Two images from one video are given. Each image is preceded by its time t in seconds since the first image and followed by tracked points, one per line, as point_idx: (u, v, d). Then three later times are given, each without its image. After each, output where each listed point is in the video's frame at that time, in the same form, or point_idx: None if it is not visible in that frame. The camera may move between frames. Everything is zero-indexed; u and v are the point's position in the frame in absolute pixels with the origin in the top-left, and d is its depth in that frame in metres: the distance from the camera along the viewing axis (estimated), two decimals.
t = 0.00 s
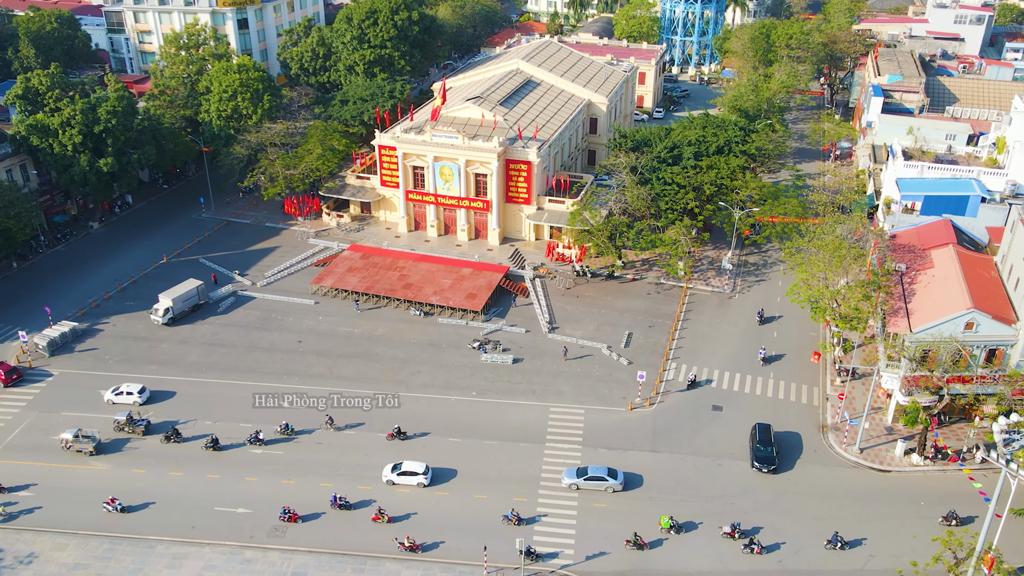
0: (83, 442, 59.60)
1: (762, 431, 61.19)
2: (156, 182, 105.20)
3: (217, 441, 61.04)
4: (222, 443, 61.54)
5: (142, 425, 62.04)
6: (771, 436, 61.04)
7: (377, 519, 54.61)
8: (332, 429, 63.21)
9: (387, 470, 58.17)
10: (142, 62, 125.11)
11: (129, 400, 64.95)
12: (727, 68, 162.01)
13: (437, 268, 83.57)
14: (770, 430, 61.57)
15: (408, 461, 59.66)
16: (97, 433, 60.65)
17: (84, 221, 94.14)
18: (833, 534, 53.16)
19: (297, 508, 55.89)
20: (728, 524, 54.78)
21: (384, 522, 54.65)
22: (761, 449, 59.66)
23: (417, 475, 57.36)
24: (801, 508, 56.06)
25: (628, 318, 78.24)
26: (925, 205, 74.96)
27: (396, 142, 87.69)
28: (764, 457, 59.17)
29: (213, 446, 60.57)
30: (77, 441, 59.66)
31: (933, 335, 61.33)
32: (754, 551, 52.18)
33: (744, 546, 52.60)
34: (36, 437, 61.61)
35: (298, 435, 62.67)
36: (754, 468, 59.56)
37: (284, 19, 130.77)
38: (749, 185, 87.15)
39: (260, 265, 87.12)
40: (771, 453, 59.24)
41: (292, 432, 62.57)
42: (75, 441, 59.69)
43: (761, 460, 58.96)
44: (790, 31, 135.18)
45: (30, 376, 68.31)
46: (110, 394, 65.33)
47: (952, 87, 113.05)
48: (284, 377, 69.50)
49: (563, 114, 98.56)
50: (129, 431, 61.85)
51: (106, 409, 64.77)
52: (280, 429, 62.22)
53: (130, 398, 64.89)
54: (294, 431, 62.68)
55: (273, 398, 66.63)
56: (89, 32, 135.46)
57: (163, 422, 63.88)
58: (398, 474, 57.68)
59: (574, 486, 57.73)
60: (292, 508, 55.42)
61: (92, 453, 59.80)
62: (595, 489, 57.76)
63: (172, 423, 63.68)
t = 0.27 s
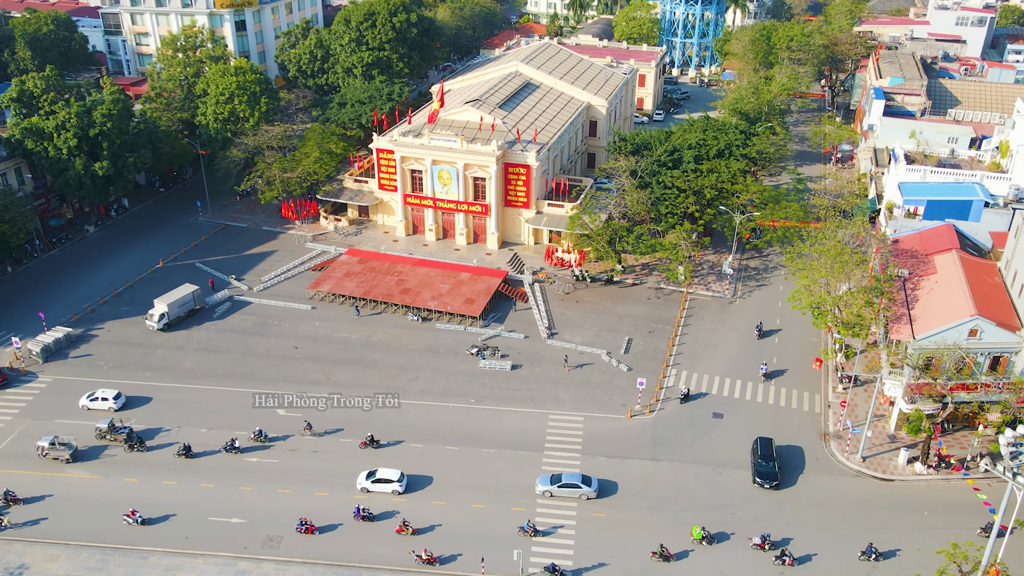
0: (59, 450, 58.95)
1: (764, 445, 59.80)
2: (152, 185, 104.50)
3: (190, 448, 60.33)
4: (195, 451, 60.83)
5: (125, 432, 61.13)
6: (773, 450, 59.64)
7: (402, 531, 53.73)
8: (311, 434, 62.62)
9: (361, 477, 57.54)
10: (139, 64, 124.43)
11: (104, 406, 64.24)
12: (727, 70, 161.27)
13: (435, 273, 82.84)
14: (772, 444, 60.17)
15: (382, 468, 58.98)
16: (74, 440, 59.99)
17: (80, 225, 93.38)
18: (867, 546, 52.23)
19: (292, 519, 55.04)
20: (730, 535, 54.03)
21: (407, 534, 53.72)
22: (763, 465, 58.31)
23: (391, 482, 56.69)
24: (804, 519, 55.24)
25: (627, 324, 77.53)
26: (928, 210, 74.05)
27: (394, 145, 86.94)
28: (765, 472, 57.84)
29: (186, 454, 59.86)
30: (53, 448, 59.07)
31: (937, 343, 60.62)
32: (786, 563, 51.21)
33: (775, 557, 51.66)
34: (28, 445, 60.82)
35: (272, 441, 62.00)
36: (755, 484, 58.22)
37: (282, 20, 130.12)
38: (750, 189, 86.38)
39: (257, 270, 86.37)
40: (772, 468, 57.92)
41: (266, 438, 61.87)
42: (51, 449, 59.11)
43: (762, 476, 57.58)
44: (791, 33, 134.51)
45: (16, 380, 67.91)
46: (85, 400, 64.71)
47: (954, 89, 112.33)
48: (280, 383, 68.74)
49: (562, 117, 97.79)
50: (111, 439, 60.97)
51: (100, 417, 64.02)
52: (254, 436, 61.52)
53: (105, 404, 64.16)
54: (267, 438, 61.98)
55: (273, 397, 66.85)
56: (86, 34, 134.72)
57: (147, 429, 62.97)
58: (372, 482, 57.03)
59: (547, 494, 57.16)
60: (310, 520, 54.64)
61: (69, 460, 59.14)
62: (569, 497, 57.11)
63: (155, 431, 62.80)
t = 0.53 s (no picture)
0: (34, 465, 58.04)
1: (766, 467, 58.12)
2: (149, 196, 103.93)
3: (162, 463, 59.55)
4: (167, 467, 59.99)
5: (106, 447, 60.30)
6: (776, 472, 57.92)
7: (425, 550, 52.61)
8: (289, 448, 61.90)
9: (335, 492, 56.79)
10: (137, 74, 124.13)
11: (78, 420, 63.57)
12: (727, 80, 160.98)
13: (433, 285, 82.14)
14: (775, 465, 58.43)
15: (356, 482, 58.23)
16: (50, 456, 59.12)
17: (76, 236, 92.69)
18: (906, 565, 51.19)
19: (287, 536, 54.14)
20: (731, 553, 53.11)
21: (432, 554, 52.61)
22: (765, 487, 56.64)
23: (365, 498, 55.90)
24: (807, 536, 54.30)
25: (627, 337, 76.77)
26: (930, 222, 73.37)
27: (391, 156, 86.34)
28: (768, 495, 56.13)
29: (158, 470, 59.05)
30: (28, 464, 58.14)
31: (941, 358, 59.83)
32: None
33: None
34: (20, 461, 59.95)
35: (245, 455, 61.28)
36: (757, 507, 56.61)
37: (280, 31, 129.90)
38: (750, 201, 85.75)
39: (254, 282, 85.66)
40: (776, 492, 56.17)
41: (239, 452, 61.12)
42: (26, 465, 58.17)
43: (765, 500, 55.91)
44: (790, 44, 134.31)
45: None
46: (60, 413, 64.04)
47: (955, 100, 111.90)
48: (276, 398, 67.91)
49: (561, 128, 97.24)
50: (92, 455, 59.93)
51: (93, 432, 63.16)
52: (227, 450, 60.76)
53: (80, 418, 63.50)
54: (241, 452, 61.23)
55: (273, 397, 67.82)
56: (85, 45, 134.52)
57: (127, 445, 62.04)
58: (346, 497, 56.23)
59: (521, 508, 56.43)
60: (326, 539, 53.57)
61: (44, 477, 58.26)
62: (543, 512, 56.39)
63: (137, 447, 61.94)
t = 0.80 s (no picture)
0: (9, 477, 57.33)
1: (769, 487, 56.69)
2: (146, 205, 103.18)
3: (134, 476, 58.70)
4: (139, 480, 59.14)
5: (87, 460, 59.54)
6: (778, 492, 56.51)
7: (450, 568, 51.64)
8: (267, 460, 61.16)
9: (309, 504, 56.05)
10: (135, 82, 123.74)
11: (54, 430, 62.86)
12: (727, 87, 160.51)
13: (431, 295, 81.44)
14: (777, 486, 57.01)
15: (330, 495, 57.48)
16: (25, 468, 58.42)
17: (72, 245, 92.03)
18: None
19: (281, 551, 53.28)
20: (732, 568, 52.20)
21: (457, 571, 51.65)
22: (768, 508, 55.21)
23: (338, 510, 55.19)
24: (810, 552, 53.40)
25: (627, 347, 76.01)
26: (933, 231, 72.64)
27: (390, 164, 85.77)
28: (771, 517, 54.65)
29: (130, 483, 58.20)
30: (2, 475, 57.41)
31: (944, 370, 58.98)
32: None
33: None
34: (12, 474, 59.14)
35: (218, 467, 60.58)
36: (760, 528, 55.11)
37: (279, 38, 129.56)
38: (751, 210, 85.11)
39: (251, 291, 84.96)
40: (779, 513, 54.71)
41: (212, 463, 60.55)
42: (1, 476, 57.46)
43: (768, 521, 54.43)
44: (791, 51, 133.91)
45: None
46: (35, 423, 63.37)
47: (957, 108, 111.31)
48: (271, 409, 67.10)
49: (561, 136, 96.68)
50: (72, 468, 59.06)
51: (86, 444, 62.39)
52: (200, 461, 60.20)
53: (55, 428, 62.78)
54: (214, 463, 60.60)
55: (274, 397, 68.46)
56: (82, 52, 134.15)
57: (109, 458, 61.26)
58: (319, 509, 55.49)
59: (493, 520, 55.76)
60: (343, 556, 52.60)
61: (19, 489, 57.55)
62: (514, 524, 55.74)
63: (119, 459, 61.12)
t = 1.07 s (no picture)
0: None
1: (771, 502, 55.45)
2: (143, 207, 102.61)
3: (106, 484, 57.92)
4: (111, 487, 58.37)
5: (68, 467, 58.88)
6: (781, 507, 55.29)
7: None
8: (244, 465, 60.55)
9: (282, 511, 55.43)
10: (132, 83, 123.09)
11: (29, 434, 62.30)
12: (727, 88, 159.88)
13: (430, 299, 80.75)
14: (780, 500, 55.79)
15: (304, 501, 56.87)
16: None
17: (68, 248, 91.31)
18: None
19: (275, 560, 52.59)
20: None
21: None
22: (770, 524, 53.92)
23: (311, 517, 54.61)
24: (813, 561, 52.66)
25: (627, 352, 75.32)
26: (936, 235, 71.98)
27: (387, 167, 85.12)
28: (773, 533, 53.34)
29: (100, 490, 57.39)
30: None
31: (947, 376, 57.95)
32: None
33: None
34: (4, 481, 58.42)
35: (190, 473, 59.90)
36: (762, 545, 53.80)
37: (277, 39, 128.97)
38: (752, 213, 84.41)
39: (247, 295, 84.25)
40: (781, 529, 53.43)
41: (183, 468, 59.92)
42: None
43: (770, 537, 53.11)
44: (792, 53, 133.30)
45: None
46: (11, 427, 62.88)
47: (959, 110, 110.74)
48: (268, 415, 66.39)
49: (560, 139, 95.99)
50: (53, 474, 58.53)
51: (78, 451, 61.72)
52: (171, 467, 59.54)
53: (30, 432, 62.21)
54: (186, 469, 59.98)
55: (274, 397, 68.47)
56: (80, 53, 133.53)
57: (92, 464, 60.56)
58: (292, 516, 54.89)
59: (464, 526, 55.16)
60: (363, 567, 51.69)
61: None
62: (486, 530, 55.19)
63: (101, 466, 60.39)
